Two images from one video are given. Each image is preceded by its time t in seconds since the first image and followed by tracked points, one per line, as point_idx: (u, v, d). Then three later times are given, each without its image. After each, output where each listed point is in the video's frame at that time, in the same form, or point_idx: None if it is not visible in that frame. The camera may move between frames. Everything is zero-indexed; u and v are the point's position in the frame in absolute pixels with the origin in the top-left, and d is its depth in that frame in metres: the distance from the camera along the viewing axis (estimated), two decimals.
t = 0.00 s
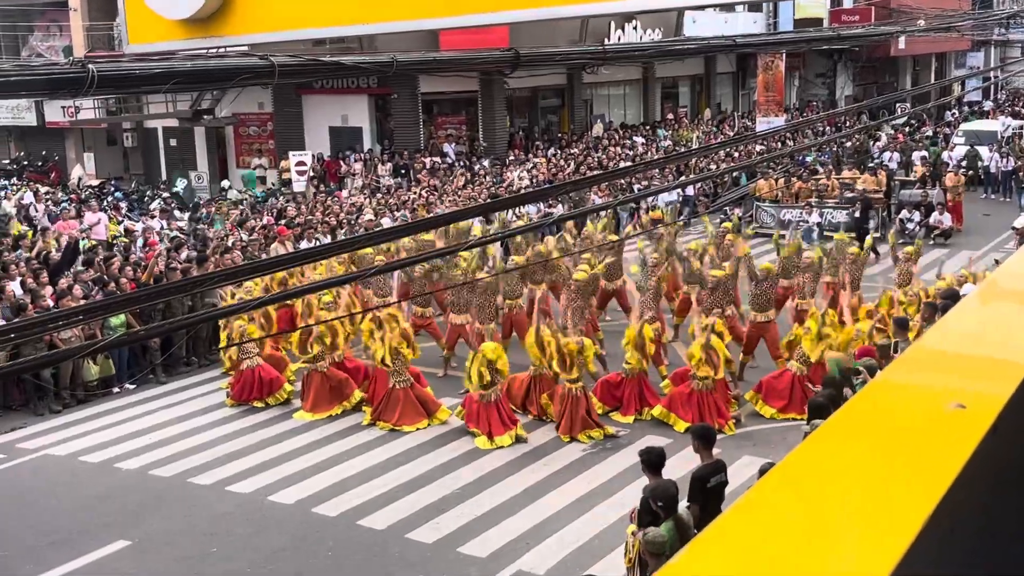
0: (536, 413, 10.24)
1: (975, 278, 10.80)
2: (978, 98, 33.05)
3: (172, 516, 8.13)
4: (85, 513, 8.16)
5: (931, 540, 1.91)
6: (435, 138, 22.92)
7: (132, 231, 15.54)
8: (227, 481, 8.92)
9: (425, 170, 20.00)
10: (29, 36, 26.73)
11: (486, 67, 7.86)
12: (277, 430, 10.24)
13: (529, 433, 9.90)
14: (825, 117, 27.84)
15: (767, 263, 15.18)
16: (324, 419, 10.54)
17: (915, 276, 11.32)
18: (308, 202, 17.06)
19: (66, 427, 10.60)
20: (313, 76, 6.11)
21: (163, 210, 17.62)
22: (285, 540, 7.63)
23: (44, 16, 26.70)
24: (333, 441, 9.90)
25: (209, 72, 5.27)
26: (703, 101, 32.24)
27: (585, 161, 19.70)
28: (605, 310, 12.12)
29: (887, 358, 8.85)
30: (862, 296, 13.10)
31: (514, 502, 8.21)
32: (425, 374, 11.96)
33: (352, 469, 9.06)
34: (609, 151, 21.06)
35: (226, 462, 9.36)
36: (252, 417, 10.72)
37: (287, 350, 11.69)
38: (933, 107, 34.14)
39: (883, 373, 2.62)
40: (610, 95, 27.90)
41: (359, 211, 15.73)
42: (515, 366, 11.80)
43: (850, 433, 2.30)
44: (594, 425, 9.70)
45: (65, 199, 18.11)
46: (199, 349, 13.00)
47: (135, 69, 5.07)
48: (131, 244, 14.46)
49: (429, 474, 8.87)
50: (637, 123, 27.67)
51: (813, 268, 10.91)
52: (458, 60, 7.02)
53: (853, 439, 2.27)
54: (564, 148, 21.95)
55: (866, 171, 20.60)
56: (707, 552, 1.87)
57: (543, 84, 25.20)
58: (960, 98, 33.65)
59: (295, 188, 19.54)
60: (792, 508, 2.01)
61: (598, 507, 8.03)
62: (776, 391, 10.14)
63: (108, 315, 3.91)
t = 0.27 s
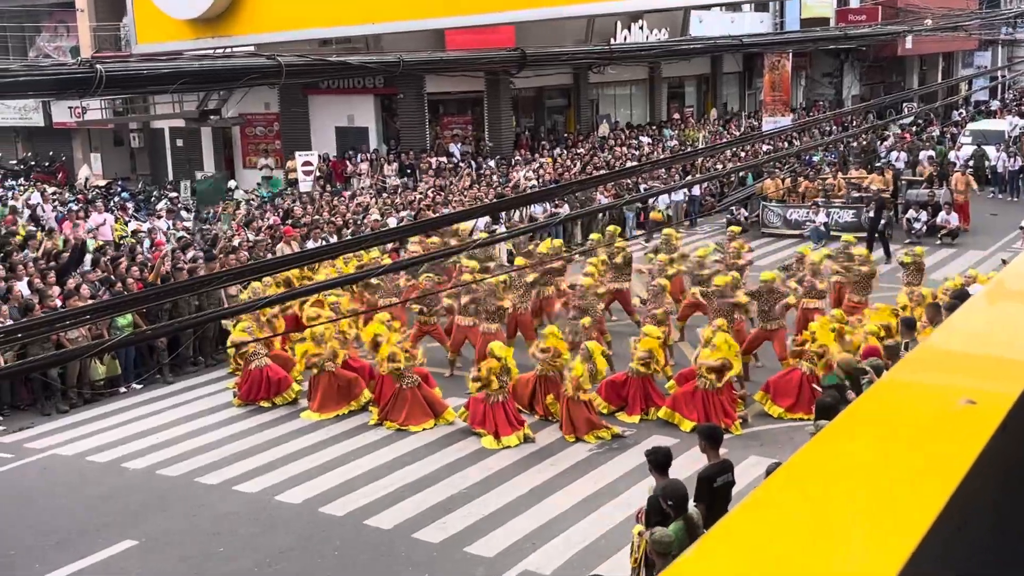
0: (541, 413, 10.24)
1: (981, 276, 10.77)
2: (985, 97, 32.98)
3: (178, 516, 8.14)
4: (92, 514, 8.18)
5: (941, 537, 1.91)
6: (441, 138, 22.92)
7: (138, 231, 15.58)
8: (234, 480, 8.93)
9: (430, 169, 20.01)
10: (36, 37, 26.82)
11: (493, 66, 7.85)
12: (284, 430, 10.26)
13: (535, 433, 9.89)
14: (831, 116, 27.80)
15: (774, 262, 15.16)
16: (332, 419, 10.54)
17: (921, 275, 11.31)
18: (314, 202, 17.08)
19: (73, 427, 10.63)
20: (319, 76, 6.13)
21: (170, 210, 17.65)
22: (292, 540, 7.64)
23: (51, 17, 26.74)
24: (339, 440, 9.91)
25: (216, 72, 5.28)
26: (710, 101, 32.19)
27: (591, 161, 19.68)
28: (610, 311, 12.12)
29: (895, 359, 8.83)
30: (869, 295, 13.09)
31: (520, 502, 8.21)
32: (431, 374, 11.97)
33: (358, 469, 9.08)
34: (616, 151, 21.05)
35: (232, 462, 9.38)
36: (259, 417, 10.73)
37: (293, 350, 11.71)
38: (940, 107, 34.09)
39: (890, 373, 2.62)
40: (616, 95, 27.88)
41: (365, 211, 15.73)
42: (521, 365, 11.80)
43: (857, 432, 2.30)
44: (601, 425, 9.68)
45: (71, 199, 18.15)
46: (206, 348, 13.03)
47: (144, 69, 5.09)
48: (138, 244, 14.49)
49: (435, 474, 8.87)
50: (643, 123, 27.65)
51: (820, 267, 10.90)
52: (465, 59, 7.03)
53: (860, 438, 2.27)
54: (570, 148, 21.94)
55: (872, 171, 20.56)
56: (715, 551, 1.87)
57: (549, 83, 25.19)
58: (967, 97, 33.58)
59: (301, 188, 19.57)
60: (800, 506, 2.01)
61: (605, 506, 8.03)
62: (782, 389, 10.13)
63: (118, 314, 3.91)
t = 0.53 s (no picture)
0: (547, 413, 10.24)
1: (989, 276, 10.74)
2: (993, 97, 32.93)
3: (185, 516, 8.15)
4: (100, 514, 8.20)
5: (949, 537, 1.91)
6: (448, 138, 22.94)
7: (146, 231, 15.61)
8: (242, 480, 8.94)
9: (438, 169, 20.02)
10: (44, 39, 26.90)
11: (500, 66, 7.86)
12: (291, 430, 10.27)
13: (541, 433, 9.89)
14: (838, 116, 27.77)
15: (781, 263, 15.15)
16: (339, 419, 10.55)
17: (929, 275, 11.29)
18: (322, 202, 17.11)
19: (81, 427, 10.65)
20: (327, 76, 6.14)
21: (178, 211, 17.69)
22: (300, 540, 7.64)
23: (58, 19, 26.78)
24: (346, 440, 9.92)
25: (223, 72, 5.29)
26: (717, 101, 32.15)
27: (598, 161, 19.69)
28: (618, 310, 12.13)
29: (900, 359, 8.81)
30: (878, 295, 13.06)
31: (527, 502, 8.21)
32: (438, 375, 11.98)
33: (364, 469, 9.09)
34: (622, 151, 21.04)
35: (240, 462, 9.40)
36: (266, 417, 10.74)
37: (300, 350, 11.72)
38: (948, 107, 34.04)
39: (897, 372, 2.61)
40: (623, 95, 27.88)
41: (372, 211, 15.75)
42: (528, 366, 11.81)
43: (864, 432, 2.29)
44: (606, 424, 9.69)
45: (80, 200, 18.19)
46: (213, 348, 13.04)
47: (152, 71, 5.10)
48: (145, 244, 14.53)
49: (442, 474, 8.88)
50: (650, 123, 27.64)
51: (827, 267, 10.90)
52: (472, 60, 7.04)
53: (866, 437, 2.27)
54: (577, 149, 21.94)
55: (880, 171, 20.53)
56: (722, 550, 1.86)
57: (555, 84, 25.19)
58: (975, 96, 33.53)
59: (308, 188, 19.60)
60: (806, 505, 2.01)
61: (612, 506, 8.04)
62: (789, 389, 10.11)
63: (128, 311, 3.92)
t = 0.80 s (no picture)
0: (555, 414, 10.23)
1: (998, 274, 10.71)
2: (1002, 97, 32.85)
3: (193, 516, 8.17)
4: (109, 514, 8.22)
5: (958, 536, 1.90)
6: (456, 139, 22.95)
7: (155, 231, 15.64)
8: (250, 480, 8.96)
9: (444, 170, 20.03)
10: (53, 40, 27.02)
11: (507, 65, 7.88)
12: (299, 430, 10.29)
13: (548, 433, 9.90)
14: (846, 116, 27.74)
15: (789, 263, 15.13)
16: (346, 420, 10.57)
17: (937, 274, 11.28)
18: (330, 203, 17.12)
19: (89, 427, 10.68)
20: (335, 77, 6.16)
21: (186, 211, 17.72)
22: (308, 540, 7.65)
23: (67, 20, 26.84)
24: (353, 441, 9.94)
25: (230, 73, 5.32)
26: (724, 101, 32.10)
27: (605, 161, 19.70)
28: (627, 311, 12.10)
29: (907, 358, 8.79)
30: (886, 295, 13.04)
31: (534, 503, 8.22)
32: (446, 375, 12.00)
33: (371, 469, 9.09)
34: (630, 151, 21.04)
35: (247, 462, 9.42)
36: (274, 418, 10.77)
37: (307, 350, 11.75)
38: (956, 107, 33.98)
39: (905, 373, 2.61)
40: (630, 95, 27.88)
41: (380, 212, 15.77)
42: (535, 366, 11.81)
43: (873, 432, 2.28)
44: (616, 425, 9.71)
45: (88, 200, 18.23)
46: (221, 348, 13.06)
47: (160, 71, 5.12)
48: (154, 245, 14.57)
49: (449, 474, 8.89)
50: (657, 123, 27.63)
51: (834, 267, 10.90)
52: (478, 61, 7.06)
53: (875, 437, 2.26)
54: (585, 149, 21.93)
55: (887, 171, 20.50)
56: (730, 550, 1.86)
57: (563, 84, 25.18)
58: (984, 96, 33.45)
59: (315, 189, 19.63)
60: (816, 505, 2.00)
61: (620, 507, 8.03)
62: (796, 389, 10.10)
63: (139, 313, 3.93)
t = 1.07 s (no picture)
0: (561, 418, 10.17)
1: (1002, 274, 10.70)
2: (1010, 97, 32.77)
3: (201, 517, 8.19)
4: (119, 515, 8.24)
5: (967, 535, 1.90)
6: (463, 140, 22.95)
7: (162, 232, 15.67)
8: (258, 481, 8.98)
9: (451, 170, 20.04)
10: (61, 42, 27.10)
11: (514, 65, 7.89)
12: (307, 431, 10.31)
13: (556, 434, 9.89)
14: (853, 116, 27.68)
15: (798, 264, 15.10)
16: (354, 420, 10.59)
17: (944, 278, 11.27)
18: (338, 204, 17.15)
19: (97, 427, 10.71)
20: (343, 78, 6.20)
21: (194, 213, 17.75)
22: (316, 541, 7.65)
23: (75, 22, 26.88)
24: (361, 441, 9.95)
25: (235, 77, 5.39)
26: (732, 102, 32.04)
27: (613, 162, 19.69)
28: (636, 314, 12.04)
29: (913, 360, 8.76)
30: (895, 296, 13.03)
31: (542, 503, 8.22)
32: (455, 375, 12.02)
33: (379, 470, 9.10)
34: (638, 152, 21.02)
35: (255, 463, 9.44)
36: (281, 418, 10.79)
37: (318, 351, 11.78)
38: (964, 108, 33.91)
39: (913, 373, 2.60)
40: (638, 96, 27.86)
41: (388, 213, 15.78)
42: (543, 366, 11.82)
43: (880, 433, 2.28)
44: (626, 429, 9.64)
45: (96, 202, 18.28)
46: (230, 348, 13.08)
47: (168, 74, 5.17)
48: (162, 246, 14.61)
49: (456, 475, 8.90)
50: (664, 124, 27.60)
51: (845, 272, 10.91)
52: (483, 62, 7.09)
53: (883, 437, 2.26)
54: (592, 150, 21.93)
55: (896, 172, 20.45)
56: (739, 549, 1.86)
57: (570, 85, 25.16)
58: (992, 97, 33.38)
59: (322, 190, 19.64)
60: (824, 506, 2.00)
61: (628, 508, 8.03)
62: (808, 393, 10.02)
63: (151, 314, 3.93)
